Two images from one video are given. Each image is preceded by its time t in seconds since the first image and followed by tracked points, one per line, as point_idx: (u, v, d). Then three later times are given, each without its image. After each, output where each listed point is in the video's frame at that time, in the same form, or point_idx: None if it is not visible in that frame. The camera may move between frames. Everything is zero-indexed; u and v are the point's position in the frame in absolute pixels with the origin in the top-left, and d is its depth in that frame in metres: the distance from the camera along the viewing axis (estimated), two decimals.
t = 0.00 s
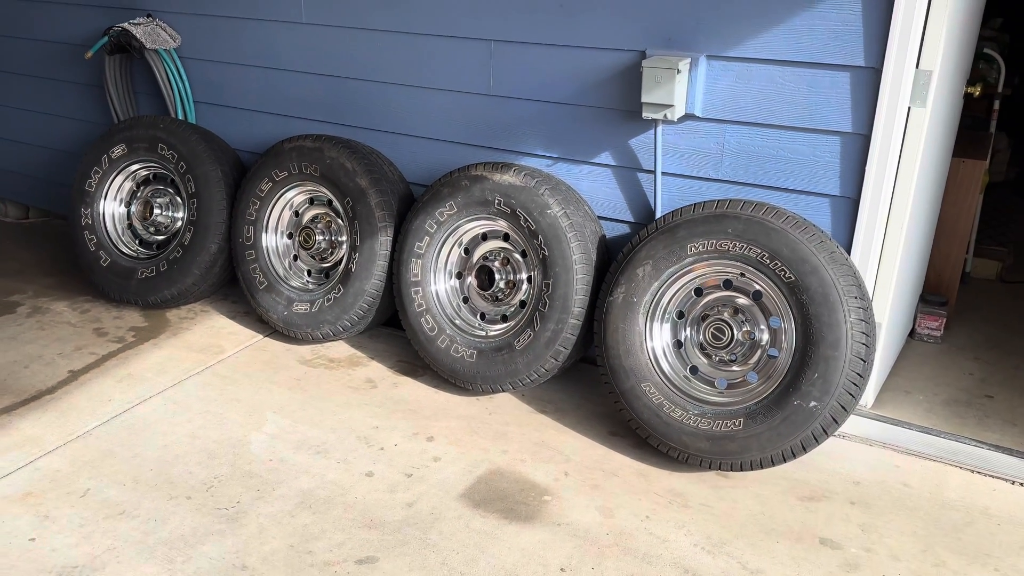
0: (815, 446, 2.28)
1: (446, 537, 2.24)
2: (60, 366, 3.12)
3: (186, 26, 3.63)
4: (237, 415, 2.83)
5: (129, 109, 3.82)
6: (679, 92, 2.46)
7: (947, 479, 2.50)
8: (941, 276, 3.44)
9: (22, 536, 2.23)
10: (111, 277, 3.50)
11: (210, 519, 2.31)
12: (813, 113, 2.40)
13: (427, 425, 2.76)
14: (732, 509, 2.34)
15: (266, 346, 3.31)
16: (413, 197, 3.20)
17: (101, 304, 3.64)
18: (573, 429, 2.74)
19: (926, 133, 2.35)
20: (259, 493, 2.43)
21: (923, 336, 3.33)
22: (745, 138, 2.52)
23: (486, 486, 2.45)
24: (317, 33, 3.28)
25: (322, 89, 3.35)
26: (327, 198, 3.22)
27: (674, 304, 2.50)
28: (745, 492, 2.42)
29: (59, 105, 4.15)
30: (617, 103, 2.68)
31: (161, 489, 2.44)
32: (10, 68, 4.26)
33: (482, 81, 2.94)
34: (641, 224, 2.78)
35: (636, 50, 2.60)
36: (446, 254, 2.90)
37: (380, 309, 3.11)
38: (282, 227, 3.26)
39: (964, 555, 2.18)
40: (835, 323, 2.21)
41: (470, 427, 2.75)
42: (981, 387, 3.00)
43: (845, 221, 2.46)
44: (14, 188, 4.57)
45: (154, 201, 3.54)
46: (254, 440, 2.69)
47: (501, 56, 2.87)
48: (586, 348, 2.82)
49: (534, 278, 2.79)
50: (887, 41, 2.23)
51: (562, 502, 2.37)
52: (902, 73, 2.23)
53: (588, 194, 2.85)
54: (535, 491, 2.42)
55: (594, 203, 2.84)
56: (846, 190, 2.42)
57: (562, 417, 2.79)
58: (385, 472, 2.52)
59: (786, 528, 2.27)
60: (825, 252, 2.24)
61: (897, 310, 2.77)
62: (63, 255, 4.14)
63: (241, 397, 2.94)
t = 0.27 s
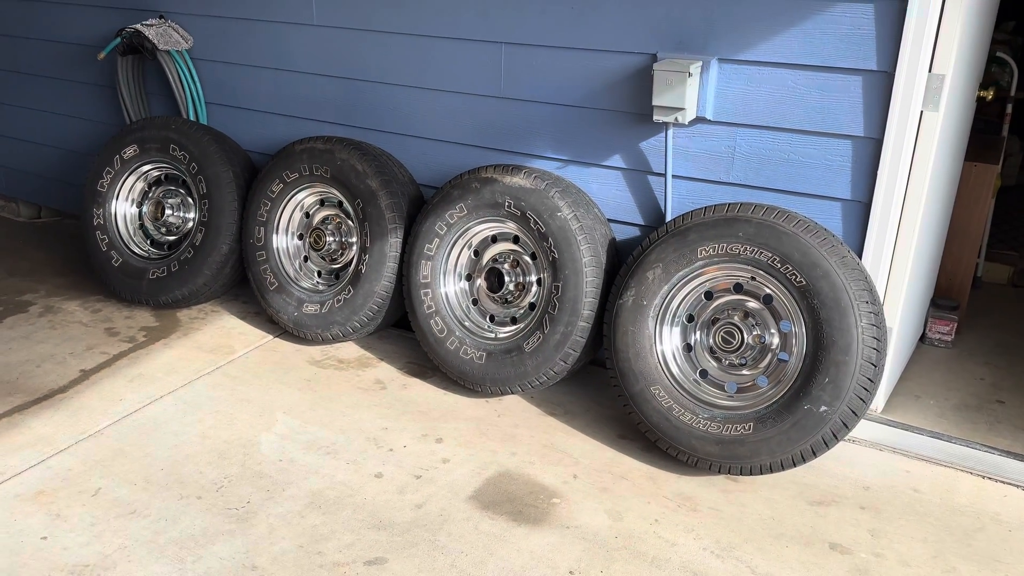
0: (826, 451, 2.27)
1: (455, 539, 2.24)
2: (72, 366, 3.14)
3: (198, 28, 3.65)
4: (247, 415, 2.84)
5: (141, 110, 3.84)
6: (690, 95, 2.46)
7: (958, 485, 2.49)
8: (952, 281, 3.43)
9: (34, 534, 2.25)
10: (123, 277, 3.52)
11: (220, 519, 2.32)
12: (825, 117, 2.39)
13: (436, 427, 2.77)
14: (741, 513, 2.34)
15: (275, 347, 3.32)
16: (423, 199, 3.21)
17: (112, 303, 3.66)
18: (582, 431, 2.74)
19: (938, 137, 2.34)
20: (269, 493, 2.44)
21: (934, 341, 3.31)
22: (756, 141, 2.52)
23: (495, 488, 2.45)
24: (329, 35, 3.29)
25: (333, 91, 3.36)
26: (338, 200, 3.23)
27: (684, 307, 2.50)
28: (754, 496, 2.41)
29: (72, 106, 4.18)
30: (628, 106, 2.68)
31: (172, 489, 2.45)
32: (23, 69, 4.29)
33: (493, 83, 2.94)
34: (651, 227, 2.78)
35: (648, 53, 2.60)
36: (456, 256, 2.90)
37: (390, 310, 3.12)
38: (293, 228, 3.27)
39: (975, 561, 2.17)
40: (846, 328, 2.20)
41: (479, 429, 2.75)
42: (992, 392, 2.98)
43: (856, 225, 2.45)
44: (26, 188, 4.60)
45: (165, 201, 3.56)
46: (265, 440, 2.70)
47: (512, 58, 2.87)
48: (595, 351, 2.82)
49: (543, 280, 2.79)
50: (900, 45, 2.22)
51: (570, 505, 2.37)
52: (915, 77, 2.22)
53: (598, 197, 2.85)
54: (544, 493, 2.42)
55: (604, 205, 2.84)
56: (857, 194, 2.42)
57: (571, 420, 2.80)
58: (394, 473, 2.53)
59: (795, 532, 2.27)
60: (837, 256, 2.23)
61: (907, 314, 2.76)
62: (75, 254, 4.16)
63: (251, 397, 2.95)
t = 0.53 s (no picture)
0: (836, 455, 2.25)
1: (461, 541, 2.22)
2: (79, 363, 3.14)
3: (206, 26, 3.64)
4: (253, 414, 2.83)
5: (149, 107, 3.83)
6: (701, 94, 2.44)
7: (969, 490, 2.46)
8: (963, 284, 3.40)
9: (39, 532, 2.24)
10: (130, 275, 3.51)
11: (226, 519, 2.31)
12: (838, 118, 2.37)
13: (443, 427, 2.75)
14: (749, 516, 2.32)
15: (282, 346, 3.31)
16: (431, 198, 3.19)
17: (119, 301, 3.65)
18: (589, 433, 2.72)
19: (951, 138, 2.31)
20: (275, 493, 2.43)
21: (944, 344, 3.29)
22: (768, 142, 2.50)
23: (502, 490, 2.44)
24: (337, 33, 3.28)
25: (341, 90, 3.35)
26: (345, 198, 3.22)
27: (694, 308, 2.48)
28: (763, 500, 2.39)
29: (80, 103, 4.18)
30: (637, 105, 2.67)
31: (177, 488, 2.44)
32: (32, 66, 4.29)
33: (502, 82, 2.93)
34: (660, 228, 2.76)
35: (658, 53, 2.58)
36: (463, 256, 2.89)
37: (396, 310, 3.10)
38: (300, 227, 3.26)
39: (987, 568, 2.15)
40: (858, 331, 2.18)
41: (486, 430, 2.74)
42: (1003, 396, 2.96)
43: (868, 227, 2.43)
44: (34, 184, 4.60)
45: (173, 199, 3.55)
46: (271, 439, 2.69)
47: (522, 57, 2.86)
48: (603, 352, 2.80)
49: (551, 280, 2.77)
50: (914, 45, 2.20)
51: (578, 508, 2.35)
52: (929, 78, 2.20)
53: (607, 197, 2.83)
54: (551, 495, 2.41)
55: (613, 206, 2.82)
56: (869, 195, 2.39)
57: (578, 422, 2.78)
58: (400, 474, 2.52)
59: (804, 537, 2.25)
60: (849, 258, 2.21)
61: (919, 317, 2.74)
62: (82, 251, 4.16)
63: (258, 396, 2.94)
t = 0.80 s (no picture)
0: (848, 460, 2.21)
1: (467, 545, 2.19)
2: (79, 361, 3.10)
3: (210, 21, 3.60)
4: (256, 414, 2.80)
5: (151, 103, 3.80)
6: (712, 92, 2.39)
7: (981, 496, 2.43)
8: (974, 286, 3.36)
9: (38, 533, 2.20)
10: (131, 272, 3.47)
11: (227, 521, 2.28)
12: (852, 117, 2.33)
13: (447, 429, 2.72)
14: (759, 522, 2.28)
15: (284, 345, 3.27)
16: (436, 196, 3.16)
17: (120, 298, 3.62)
18: (596, 435, 2.69)
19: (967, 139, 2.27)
20: (277, 494, 2.40)
21: (955, 347, 3.25)
22: (780, 142, 2.46)
23: (507, 493, 2.40)
24: (342, 29, 3.24)
25: (346, 86, 3.31)
26: (349, 196, 3.18)
27: (703, 310, 2.44)
28: (772, 505, 2.36)
29: (82, 98, 4.14)
30: (647, 104, 2.63)
31: (178, 489, 2.41)
32: (34, 60, 4.26)
33: (510, 79, 2.89)
34: (669, 228, 2.73)
35: (669, 51, 2.54)
36: (469, 255, 2.85)
37: (401, 309, 3.07)
38: (303, 224, 3.22)
39: None
40: (871, 334, 2.15)
41: (491, 432, 2.70)
42: (1015, 401, 2.92)
43: (881, 229, 2.39)
44: (35, 180, 4.57)
45: (175, 196, 3.51)
46: (273, 440, 2.65)
47: (529, 54, 2.82)
48: (610, 354, 2.76)
49: (558, 280, 2.74)
50: (931, 44, 2.16)
51: (584, 512, 2.32)
52: (945, 77, 2.16)
53: (615, 197, 2.79)
54: (557, 499, 2.37)
55: (621, 205, 2.79)
56: (883, 196, 2.35)
57: (585, 424, 2.74)
58: (404, 476, 2.48)
59: (815, 543, 2.21)
60: (862, 260, 2.17)
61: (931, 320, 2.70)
62: (83, 248, 4.13)
63: (260, 396, 2.91)
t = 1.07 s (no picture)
0: (856, 467, 2.19)
1: (469, 552, 2.16)
2: (75, 361, 3.06)
3: (208, 16, 3.56)
4: (254, 416, 2.76)
5: (149, 99, 3.75)
6: (720, 94, 2.36)
7: (989, 503, 2.40)
8: (979, 289, 3.34)
9: (33, 539, 2.17)
10: (128, 271, 3.43)
11: (226, 526, 2.25)
12: (861, 120, 2.30)
13: (449, 433, 2.68)
14: (765, 530, 2.26)
15: (283, 345, 3.24)
16: (437, 196, 3.12)
17: (117, 297, 3.58)
18: (599, 440, 2.66)
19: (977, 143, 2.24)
20: (277, 499, 2.36)
21: (960, 351, 3.23)
22: (788, 144, 2.43)
23: (510, 499, 2.37)
24: (344, 26, 3.20)
25: (347, 84, 3.27)
26: (350, 195, 3.14)
27: (710, 314, 2.41)
28: (779, 512, 2.33)
29: (79, 94, 4.09)
30: (653, 104, 2.59)
31: (175, 494, 2.37)
32: (30, 55, 4.20)
33: (513, 78, 2.85)
34: (674, 230, 2.69)
35: (676, 51, 2.51)
36: (471, 256, 2.81)
37: (402, 311, 3.03)
38: (303, 224, 3.18)
39: None
40: (881, 341, 2.12)
41: (493, 436, 2.67)
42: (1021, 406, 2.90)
43: (890, 233, 2.36)
44: (31, 176, 4.52)
45: (173, 194, 3.47)
46: (273, 443, 2.62)
47: (534, 53, 2.78)
48: (614, 357, 2.73)
49: (562, 283, 2.70)
50: (943, 46, 2.12)
51: (588, 518, 2.29)
52: (957, 81, 2.13)
53: (619, 198, 2.76)
54: (561, 505, 2.34)
55: (625, 207, 2.75)
56: (892, 200, 2.32)
57: (588, 428, 2.71)
58: (405, 481, 2.45)
59: (822, 552, 2.18)
60: (872, 266, 2.14)
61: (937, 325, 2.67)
62: (79, 245, 4.08)
63: (259, 398, 2.87)
